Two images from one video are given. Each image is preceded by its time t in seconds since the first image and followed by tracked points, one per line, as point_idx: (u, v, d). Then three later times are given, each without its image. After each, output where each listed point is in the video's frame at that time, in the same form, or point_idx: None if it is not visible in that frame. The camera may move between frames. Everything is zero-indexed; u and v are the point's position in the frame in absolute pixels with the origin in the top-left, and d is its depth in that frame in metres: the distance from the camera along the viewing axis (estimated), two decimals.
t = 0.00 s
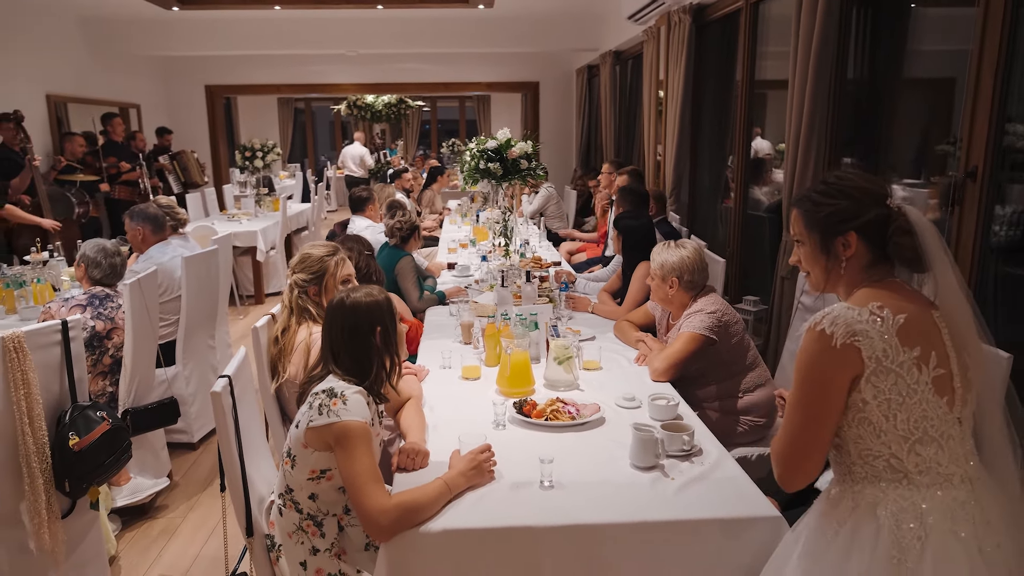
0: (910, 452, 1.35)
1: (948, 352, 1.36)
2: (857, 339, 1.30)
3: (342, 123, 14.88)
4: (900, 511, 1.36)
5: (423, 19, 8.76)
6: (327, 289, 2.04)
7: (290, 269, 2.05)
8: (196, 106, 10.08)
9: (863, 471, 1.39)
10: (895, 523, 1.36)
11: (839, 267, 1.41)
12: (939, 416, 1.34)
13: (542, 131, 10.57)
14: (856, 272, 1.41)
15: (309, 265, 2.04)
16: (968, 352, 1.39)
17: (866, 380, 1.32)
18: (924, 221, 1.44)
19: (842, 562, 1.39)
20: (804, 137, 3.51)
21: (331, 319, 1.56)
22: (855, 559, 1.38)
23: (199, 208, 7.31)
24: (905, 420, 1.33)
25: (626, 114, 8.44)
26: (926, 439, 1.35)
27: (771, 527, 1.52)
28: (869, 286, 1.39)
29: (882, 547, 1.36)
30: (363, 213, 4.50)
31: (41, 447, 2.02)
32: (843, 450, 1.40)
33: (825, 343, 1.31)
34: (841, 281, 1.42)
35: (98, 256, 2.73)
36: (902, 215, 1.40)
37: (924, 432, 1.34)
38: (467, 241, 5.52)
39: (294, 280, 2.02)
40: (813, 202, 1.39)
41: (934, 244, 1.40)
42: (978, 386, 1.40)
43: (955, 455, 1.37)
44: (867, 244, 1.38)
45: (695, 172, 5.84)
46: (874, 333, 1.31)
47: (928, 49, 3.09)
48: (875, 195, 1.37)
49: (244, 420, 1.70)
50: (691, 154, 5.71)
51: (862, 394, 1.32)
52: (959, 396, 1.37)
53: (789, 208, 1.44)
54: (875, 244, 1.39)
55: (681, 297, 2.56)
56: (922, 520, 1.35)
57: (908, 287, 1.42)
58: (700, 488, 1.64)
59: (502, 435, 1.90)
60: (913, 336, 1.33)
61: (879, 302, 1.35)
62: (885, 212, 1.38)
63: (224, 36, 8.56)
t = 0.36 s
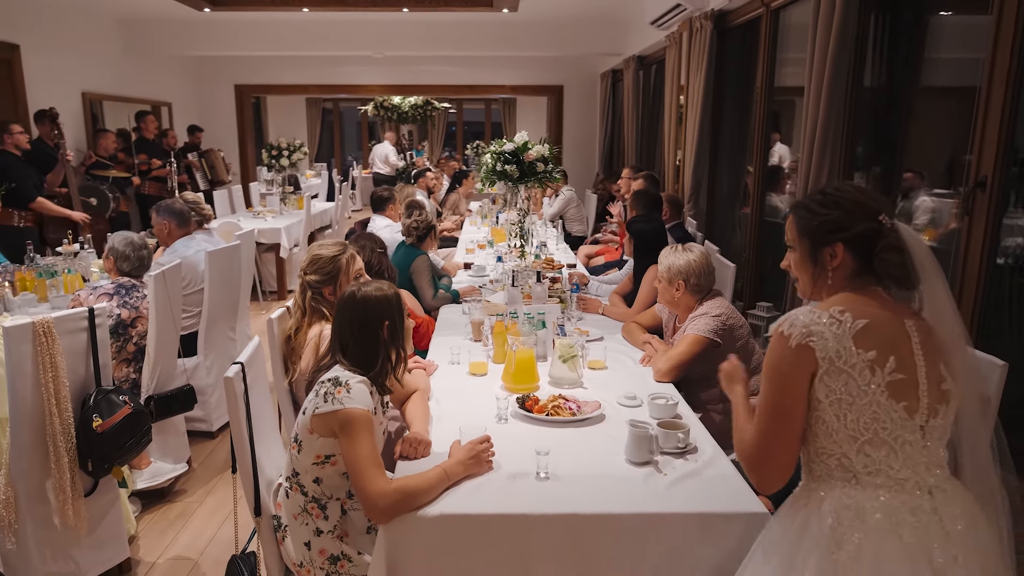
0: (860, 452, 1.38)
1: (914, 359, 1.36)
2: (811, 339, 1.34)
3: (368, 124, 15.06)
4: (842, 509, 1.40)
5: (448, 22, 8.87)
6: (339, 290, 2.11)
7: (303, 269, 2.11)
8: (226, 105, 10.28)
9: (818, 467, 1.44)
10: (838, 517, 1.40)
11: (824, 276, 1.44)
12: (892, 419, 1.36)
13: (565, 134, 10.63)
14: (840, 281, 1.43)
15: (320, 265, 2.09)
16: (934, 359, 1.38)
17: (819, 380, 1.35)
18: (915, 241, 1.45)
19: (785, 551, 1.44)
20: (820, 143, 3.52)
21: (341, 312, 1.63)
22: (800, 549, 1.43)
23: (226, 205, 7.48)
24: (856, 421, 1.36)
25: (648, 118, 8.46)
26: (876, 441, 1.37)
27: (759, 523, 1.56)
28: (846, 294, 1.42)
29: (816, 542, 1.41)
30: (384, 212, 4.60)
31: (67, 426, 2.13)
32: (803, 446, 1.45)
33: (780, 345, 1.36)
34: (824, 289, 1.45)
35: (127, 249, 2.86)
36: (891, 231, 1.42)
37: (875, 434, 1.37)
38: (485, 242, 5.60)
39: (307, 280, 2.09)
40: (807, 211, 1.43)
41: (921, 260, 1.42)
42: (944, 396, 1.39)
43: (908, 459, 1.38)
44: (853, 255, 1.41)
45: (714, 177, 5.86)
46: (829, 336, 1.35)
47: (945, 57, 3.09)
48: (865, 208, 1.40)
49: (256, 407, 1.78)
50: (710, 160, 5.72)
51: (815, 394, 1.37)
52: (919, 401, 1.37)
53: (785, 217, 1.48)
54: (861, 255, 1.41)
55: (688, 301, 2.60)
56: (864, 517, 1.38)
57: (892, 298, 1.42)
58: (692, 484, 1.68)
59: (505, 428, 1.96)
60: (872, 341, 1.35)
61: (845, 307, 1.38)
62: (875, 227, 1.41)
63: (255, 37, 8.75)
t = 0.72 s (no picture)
0: (764, 460, 1.36)
1: (833, 377, 1.32)
2: (726, 349, 1.35)
3: (392, 125, 15.18)
4: (735, 512, 1.38)
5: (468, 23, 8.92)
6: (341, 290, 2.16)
7: (304, 269, 2.16)
8: (250, 106, 10.45)
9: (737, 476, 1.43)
10: (733, 517, 1.38)
11: (771, 297, 1.43)
12: (798, 432, 1.32)
13: (586, 134, 10.63)
14: (786, 302, 1.41)
15: (323, 264, 2.15)
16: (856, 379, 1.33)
17: (731, 388, 1.35)
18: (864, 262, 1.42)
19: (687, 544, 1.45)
20: (832, 142, 3.50)
21: (338, 306, 1.68)
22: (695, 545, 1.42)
23: (247, 204, 7.61)
24: (763, 430, 1.33)
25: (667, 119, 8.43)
26: (779, 451, 1.34)
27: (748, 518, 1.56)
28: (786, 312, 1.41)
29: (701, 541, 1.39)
30: (399, 211, 4.66)
31: (81, 416, 2.20)
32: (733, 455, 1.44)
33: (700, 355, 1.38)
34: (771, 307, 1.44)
35: (137, 248, 2.94)
36: (837, 251, 1.38)
37: (781, 444, 1.33)
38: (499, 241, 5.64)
39: (309, 279, 2.14)
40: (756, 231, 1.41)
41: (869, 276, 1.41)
42: (863, 417, 1.33)
43: (810, 475, 1.33)
44: (799, 275, 1.39)
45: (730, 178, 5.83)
46: (744, 344, 1.34)
47: (960, 56, 3.05)
48: (809, 229, 1.38)
49: (258, 399, 1.84)
50: (726, 161, 5.69)
51: (728, 403, 1.36)
52: (831, 418, 1.32)
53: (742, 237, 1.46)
54: (806, 275, 1.39)
55: (692, 301, 2.60)
56: (751, 521, 1.35)
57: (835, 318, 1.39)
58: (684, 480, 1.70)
59: (503, 424, 2.00)
60: (787, 354, 1.33)
61: (773, 322, 1.37)
62: (819, 246, 1.38)
63: (278, 38, 8.88)
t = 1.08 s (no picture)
0: (748, 466, 1.35)
1: (812, 380, 1.31)
2: (707, 354, 1.35)
3: (422, 126, 15.30)
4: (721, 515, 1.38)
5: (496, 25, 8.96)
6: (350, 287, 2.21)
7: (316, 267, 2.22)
8: (282, 107, 10.63)
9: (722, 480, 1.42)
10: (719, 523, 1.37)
11: (752, 294, 1.43)
12: (781, 436, 1.31)
13: (614, 136, 10.58)
14: (767, 301, 1.41)
15: (334, 262, 2.23)
16: (836, 380, 1.32)
17: (712, 394, 1.34)
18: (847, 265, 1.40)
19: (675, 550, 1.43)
20: (853, 144, 3.45)
21: (342, 302, 1.72)
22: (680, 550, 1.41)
23: (276, 203, 7.74)
24: (746, 435, 1.33)
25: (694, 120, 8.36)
26: (763, 456, 1.33)
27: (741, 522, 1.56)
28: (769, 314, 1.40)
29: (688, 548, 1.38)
30: (421, 211, 4.71)
31: (100, 406, 2.28)
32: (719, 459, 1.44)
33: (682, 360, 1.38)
34: (754, 307, 1.44)
35: (162, 243, 3.01)
36: (818, 250, 1.37)
37: (764, 449, 1.32)
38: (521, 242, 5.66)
39: (320, 276, 2.20)
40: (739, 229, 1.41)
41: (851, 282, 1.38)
42: (845, 418, 1.33)
43: (795, 478, 1.32)
44: (779, 273, 1.38)
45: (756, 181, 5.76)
46: (724, 350, 1.34)
47: (987, 55, 2.99)
48: (791, 226, 1.38)
49: (263, 392, 1.90)
50: (751, 163, 5.62)
51: (710, 407, 1.35)
52: (813, 421, 1.31)
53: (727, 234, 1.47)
54: (787, 275, 1.38)
55: (702, 303, 2.59)
56: (737, 527, 1.35)
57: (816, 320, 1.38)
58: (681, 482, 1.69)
59: (505, 422, 2.01)
60: (767, 358, 1.32)
61: (752, 325, 1.36)
62: (800, 245, 1.37)
63: (309, 40, 9.02)
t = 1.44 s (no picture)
0: (817, 477, 1.36)
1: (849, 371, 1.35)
2: (744, 371, 1.33)
3: (456, 127, 15.37)
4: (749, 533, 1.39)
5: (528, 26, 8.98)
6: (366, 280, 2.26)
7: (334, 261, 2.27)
8: (317, 107, 10.79)
9: (778, 495, 1.42)
10: (804, 545, 1.36)
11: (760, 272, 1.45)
12: (839, 438, 1.34)
13: (646, 138, 10.50)
14: (775, 285, 1.43)
15: (351, 256, 2.28)
16: (873, 364, 1.37)
17: (760, 410, 1.34)
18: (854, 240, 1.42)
19: None
20: (882, 146, 3.38)
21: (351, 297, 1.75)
22: None
23: (309, 202, 7.88)
24: (807, 447, 1.34)
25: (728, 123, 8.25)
26: (829, 464, 1.35)
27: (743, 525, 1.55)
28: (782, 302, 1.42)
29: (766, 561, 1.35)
30: (448, 211, 4.75)
31: (125, 394, 2.35)
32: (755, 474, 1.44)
33: (717, 382, 1.35)
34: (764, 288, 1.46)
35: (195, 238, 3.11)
36: (821, 231, 1.38)
37: (826, 457, 1.34)
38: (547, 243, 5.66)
39: (338, 269, 2.25)
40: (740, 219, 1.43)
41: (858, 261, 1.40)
42: (887, 401, 1.37)
43: (864, 475, 1.36)
44: (782, 255, 1.40)
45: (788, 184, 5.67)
46: (762, 366, 1.33)
47: None
48: (794, 209, 1.40)
49: (275, 384, 1.95)
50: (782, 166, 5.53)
51: (760, 423, 1.35)
52: (864, 414, 1.35)
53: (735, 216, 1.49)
54: (790, 259, 1.39)
55: (720, 306, 2.56)
56: (834, 541, 1.35)
57: (828, 304, 1.40)
58: (683, 484, 1.69)
59: (514, 419, 2.03)
60: (805, 361, 1.34)
61: (777, 327, 1.37)
62: (803, 227, 1.39)
63: (343, 42, 9.15)
